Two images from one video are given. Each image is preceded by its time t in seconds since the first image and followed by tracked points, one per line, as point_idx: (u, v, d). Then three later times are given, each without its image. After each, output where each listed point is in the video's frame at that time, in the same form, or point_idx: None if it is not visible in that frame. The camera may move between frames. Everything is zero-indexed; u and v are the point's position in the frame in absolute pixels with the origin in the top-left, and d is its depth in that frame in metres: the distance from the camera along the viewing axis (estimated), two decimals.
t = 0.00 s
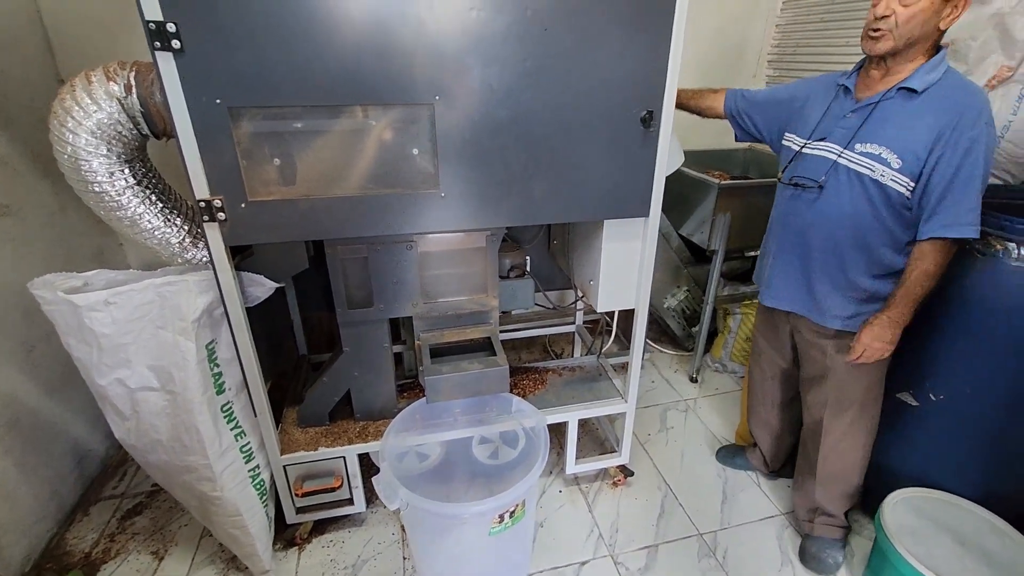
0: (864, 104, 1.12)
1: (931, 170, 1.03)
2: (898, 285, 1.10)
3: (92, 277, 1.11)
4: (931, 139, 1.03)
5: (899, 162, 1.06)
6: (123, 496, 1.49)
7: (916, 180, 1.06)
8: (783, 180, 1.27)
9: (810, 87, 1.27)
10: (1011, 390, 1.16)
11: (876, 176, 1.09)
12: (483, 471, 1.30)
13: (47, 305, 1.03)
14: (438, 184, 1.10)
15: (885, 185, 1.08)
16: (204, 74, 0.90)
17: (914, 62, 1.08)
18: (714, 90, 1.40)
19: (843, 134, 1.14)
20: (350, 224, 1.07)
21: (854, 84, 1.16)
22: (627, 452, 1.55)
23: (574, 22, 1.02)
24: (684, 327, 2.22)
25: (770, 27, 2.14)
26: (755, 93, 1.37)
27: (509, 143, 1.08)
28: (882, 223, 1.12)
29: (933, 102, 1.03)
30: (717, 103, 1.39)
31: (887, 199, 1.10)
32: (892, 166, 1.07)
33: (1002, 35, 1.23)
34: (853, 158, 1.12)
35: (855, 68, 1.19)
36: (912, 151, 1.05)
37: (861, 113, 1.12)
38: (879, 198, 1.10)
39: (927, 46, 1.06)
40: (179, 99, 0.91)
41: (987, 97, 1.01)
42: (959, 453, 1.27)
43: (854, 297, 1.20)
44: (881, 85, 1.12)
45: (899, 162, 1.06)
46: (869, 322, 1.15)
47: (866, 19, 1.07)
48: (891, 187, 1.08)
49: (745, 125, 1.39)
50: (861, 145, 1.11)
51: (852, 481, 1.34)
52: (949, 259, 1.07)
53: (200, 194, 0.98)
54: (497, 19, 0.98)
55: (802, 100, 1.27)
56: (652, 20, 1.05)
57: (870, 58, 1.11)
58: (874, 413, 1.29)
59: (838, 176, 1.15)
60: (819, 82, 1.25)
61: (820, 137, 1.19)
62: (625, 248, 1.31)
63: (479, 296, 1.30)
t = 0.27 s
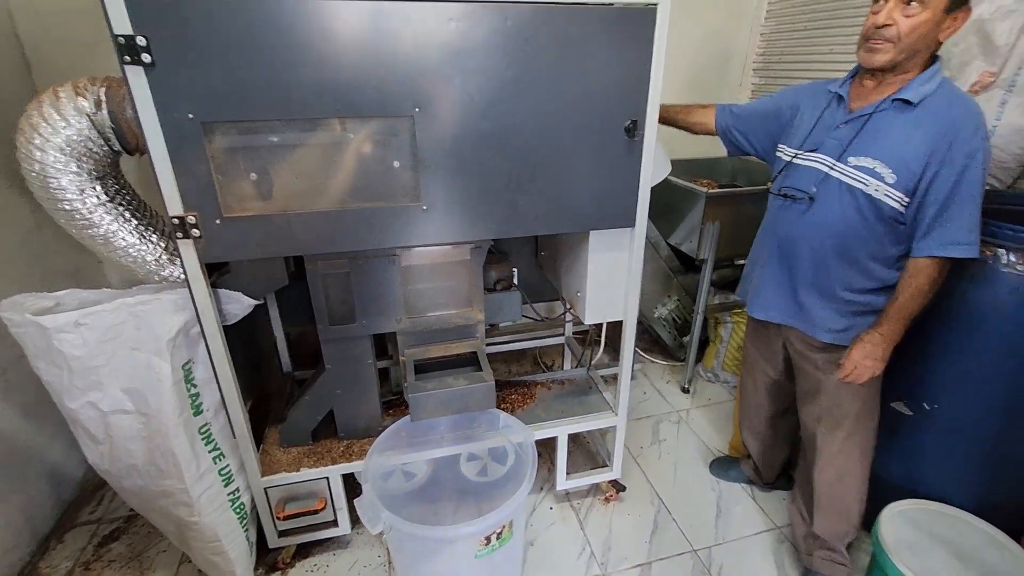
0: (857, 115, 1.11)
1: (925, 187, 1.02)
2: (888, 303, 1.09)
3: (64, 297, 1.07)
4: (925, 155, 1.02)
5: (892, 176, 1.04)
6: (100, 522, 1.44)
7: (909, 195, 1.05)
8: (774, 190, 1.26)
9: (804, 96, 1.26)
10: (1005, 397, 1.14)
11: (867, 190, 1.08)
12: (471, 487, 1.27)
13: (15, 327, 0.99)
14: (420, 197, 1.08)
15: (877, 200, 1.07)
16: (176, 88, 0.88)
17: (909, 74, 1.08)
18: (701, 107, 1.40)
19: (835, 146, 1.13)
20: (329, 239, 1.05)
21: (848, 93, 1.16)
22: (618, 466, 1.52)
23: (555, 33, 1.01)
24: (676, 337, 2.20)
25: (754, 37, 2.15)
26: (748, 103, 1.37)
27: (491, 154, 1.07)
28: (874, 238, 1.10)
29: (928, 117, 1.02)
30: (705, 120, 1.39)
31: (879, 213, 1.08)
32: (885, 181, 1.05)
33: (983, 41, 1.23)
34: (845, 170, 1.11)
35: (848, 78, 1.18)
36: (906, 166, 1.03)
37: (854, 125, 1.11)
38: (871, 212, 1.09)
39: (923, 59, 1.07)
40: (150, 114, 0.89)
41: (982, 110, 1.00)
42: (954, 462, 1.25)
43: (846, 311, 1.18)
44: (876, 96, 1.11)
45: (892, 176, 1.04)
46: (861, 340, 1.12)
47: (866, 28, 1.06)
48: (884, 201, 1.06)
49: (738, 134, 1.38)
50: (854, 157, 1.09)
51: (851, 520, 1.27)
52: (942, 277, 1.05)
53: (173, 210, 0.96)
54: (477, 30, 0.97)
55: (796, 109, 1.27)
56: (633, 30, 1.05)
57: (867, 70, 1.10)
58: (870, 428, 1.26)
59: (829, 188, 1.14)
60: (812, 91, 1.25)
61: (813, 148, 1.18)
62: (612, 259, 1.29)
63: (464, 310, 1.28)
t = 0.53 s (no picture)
0: (874, 136, 1.02)
1: (943, 225, 0.93)
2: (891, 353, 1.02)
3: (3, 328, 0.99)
4: (949, 190, 0.92)
5: (908, 211, 0.95)
6: (54, 566, 1.34)
7: (925, 233, 0.96)
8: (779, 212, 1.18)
9: (822, 109, 1.18)
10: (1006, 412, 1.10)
11: (878, 223, 0.99)
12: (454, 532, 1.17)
13: None
14: (391, 214, 1.02)
15: (888, 234, 0.98)
16: (119, 102, 0.81)
17: (943, 89, 0.98)
18: (714, 109, 1.36)
19: (848, 169, 1.05)
20: (293, 261, 0.98)
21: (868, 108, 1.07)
22: (608, 489, 1.46)
23: (530, 39, 0.96)
24: (665, 350, 2.15)
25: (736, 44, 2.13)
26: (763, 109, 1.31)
27: (466, 168, 1.01)
28: (885, 275, 1.02)
29: (955, 146, 0.92)
30: (716, 122, 1.35)
31: (890, 249, 0.99)
32: (900, 215, 0.96)
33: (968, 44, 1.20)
34: (856, 198, 1.02)
35: (870, 92, 1.09)
36: (925, 200, 0.94)
37: (870, 147, 1.03)
38: (882, 247, 1.00)
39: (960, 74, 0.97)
40: (90, 129, 0.82)
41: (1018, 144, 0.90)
42: (955, 479, 1.21)
43: (848, 349, 1.11)
44: (902, 112, 1.02)
45: (908, 211, 0.95)
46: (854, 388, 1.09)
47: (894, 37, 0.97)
48: (896, 237, 0.98)
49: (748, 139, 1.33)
50: (866, 185, 1.01)
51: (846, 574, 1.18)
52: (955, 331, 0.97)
53: (119, 234, 0.88)
54: (446, 38, 0.92)
55: (813, 119, 1.20)
56: (612, 36, 1.00)
57: (895, 83, 1.00)
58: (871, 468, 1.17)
59: (836, 214, 1.06)
60: (832, 104, 1.17)
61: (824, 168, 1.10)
62: (595, 275, 1.24)
63: (442, 331, 1.21)
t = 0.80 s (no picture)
0: (916, 150, 0.81)
1: (1001, 270, 0.70)
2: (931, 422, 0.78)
3: None
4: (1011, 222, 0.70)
5: (956, 249, 0.74)
6: None
7: (978, 277, 0.74)
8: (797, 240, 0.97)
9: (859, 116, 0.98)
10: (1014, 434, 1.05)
11: (916, 260, 0.78)
12: None
13: None
14: (357, 240, 0.93)
15: (927, 275, 0.77)
16: (41, 124, 0.72)
17: (1011, 94, 0.76)
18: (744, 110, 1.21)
19: (884, 192, 0.83)
20: (249, 294, 0.89)
21: (912, 118, 0.86)
22: (600, 523, 1.37)
23: (504, 51, 0.89)
24: (656, 368, 2.07)
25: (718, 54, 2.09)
26: (789, 115, 1.13)
27: (439, 188, 0.94)
28: (928, 328, 0.80)
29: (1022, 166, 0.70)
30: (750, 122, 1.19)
31: (932, 294, 0.78)
32: (947, 254, 0.75)
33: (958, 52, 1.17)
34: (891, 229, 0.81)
35: (919, 99, 0.89)
36: (977, 236, 0.72)
37: (909, 164, 0.82)
38: (925, 292, 0.78)
39: None
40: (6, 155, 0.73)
41: None
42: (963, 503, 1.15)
43: (872, 411, 0.89)
44: (953, 122, 0.80)
45: (956, 248, 0.74)
46: (885, 459, 0.86)
47: (945, 28, 0.80)
48: (937, 280, 0.76)
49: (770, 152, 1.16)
50: (905, 214, 0.79)
51: None
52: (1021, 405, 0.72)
53: (46, 270, 0.79)
54: (412, 50, 0.85)
55: (845, 127, 1.00)
56: (593, 46, 0.94)
57: (947, 87, 0.81)
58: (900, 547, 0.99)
59: (862, 246, 0.85)
60: (872, 110, 0.96)
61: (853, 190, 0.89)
62: (581, 299, 1.16)
63: (418, 361, 1.13)
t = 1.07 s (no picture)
0: (932, 182, 0.72)
1: None
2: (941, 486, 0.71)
3: None
4: None
5: (973, 302, 0.65)
6: None
7: (1001, 334, 0.64)
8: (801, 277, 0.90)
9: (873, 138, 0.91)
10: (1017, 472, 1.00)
11: (927, 310, 0.70)
12: None
13: None
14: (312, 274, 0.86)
15: (941, 328, 0.69)
16: None
17: None
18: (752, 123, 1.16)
19: (895, 231, 0.75)
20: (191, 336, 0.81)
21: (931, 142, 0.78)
22: (584, 564, 1.30)
23: (469, 72, 0.84)
24: (643, 390, 2.01)
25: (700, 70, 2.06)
26: (808, 132, 1.06)
27: (401, 218, 0.87)
28: (943, 384, 0.71)
29: None
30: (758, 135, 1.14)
31: (947, 349, 0.69)
32: (964, 306, 0.66)
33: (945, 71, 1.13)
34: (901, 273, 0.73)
35: (940, 121, 0.80)
36: (998, 288, 0.64)
37: (922, 199, 0.73)
38: (940, 346, 0.70)
39: None
40: None
41: None
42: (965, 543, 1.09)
43: (873, 462, 0.82)
44: (977, 151, 0.72)
45: (974, 301, 0.65)
46: (889, 525, 0.81)
47: (972, 43, 0.72)
48: (952, 334, 0.68)
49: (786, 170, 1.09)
50: (917, 257, 0.71)
51: None
52: None
53: None
54: (366, 71, 0.79)
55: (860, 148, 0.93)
56: (566, 66, 0.88)
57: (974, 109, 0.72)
58: None
59: (870, 288, 0.77)
60: (887, 132, 0.88)
61: (862, 224, 0.81)
62: (561, 330, 1.10)
63: (386, 400, 1.05)
